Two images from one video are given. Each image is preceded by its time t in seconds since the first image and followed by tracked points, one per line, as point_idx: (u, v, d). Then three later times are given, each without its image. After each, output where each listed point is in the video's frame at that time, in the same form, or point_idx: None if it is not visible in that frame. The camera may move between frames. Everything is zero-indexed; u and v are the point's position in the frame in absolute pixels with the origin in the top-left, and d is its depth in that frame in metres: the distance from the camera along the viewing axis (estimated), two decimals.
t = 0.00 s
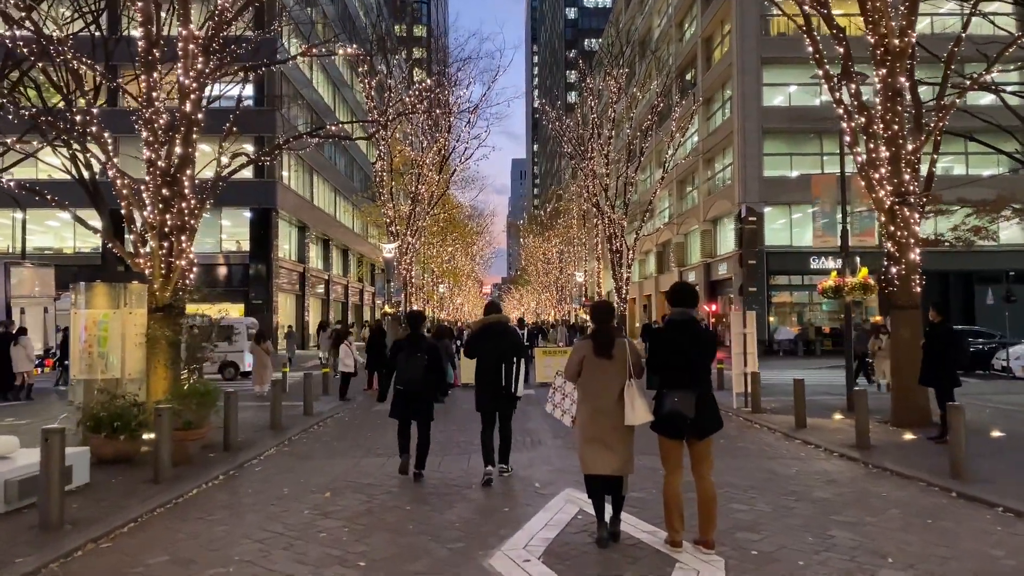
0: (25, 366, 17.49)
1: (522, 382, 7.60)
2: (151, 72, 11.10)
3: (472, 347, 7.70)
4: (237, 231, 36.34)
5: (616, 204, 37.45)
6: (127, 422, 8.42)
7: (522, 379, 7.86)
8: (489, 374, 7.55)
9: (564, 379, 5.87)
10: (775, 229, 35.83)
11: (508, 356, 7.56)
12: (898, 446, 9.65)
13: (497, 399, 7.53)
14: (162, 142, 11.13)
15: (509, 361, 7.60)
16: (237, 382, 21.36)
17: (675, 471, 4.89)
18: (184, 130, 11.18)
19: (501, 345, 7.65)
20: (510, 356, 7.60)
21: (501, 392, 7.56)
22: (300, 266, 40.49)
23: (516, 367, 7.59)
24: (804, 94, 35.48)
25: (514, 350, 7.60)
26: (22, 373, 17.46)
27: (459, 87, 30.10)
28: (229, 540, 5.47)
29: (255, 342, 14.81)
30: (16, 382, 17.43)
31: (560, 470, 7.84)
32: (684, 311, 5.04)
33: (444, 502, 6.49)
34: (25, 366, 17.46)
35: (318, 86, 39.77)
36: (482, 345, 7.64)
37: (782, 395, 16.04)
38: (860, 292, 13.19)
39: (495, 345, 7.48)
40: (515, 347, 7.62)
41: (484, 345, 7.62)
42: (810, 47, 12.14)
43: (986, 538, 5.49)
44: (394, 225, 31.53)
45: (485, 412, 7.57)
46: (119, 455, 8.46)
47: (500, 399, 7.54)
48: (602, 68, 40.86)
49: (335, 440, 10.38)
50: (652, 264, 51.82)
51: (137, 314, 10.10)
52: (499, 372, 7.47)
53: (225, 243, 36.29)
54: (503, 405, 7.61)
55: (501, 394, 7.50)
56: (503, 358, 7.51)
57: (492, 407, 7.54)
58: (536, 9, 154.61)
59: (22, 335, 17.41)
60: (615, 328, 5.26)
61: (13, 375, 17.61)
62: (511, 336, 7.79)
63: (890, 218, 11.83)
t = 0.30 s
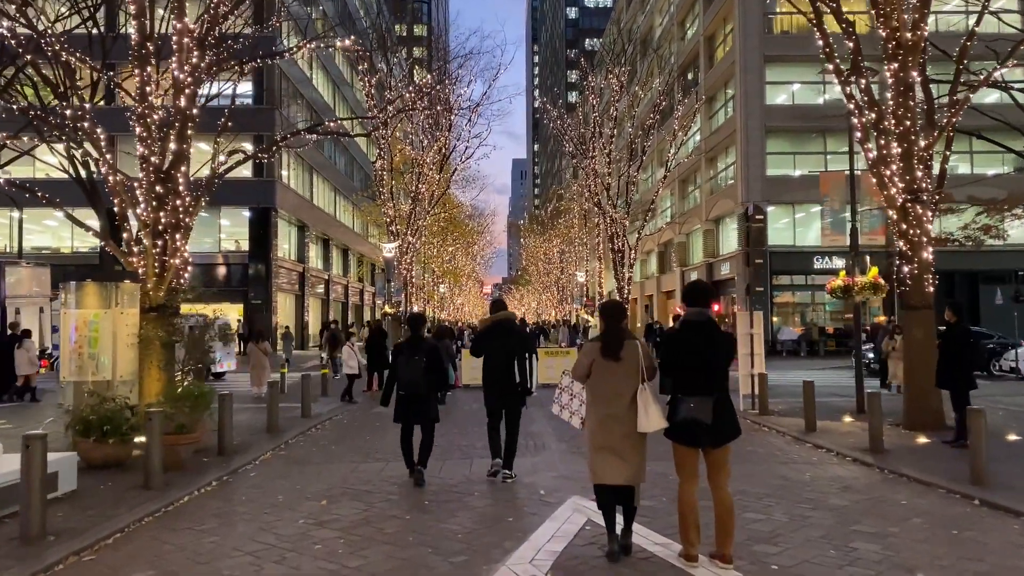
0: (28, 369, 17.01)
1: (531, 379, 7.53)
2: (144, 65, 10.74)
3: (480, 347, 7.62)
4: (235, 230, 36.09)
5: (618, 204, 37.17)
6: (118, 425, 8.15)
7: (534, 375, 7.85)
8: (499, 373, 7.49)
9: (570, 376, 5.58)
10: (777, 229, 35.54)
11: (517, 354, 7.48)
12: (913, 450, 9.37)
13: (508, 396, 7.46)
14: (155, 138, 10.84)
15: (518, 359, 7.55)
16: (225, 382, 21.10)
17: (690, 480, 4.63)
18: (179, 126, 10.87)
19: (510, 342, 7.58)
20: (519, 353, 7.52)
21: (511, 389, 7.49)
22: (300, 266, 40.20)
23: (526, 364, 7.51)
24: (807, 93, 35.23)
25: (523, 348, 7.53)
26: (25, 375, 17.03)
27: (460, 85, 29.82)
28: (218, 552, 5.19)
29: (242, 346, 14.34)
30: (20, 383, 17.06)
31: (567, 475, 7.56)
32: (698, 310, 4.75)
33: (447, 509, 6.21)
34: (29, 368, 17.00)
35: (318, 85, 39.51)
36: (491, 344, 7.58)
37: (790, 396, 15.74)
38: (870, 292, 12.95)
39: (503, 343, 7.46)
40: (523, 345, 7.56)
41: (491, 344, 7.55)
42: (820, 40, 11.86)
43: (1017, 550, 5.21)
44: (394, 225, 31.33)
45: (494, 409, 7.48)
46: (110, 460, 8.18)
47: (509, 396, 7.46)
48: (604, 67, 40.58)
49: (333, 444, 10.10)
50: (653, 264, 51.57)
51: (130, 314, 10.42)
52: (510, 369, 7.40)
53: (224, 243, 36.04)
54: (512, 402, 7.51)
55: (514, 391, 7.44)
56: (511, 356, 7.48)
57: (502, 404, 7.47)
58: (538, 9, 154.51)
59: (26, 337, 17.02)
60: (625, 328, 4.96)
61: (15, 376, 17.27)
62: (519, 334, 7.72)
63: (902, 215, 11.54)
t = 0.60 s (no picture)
0: (31, 368, 16.71)
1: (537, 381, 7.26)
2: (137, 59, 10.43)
3: (484, 350, 7.42)
4: (235, 230, 35.81)
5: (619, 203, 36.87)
6: (108, 429, 7.87)
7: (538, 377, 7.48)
8: (503, 375, 7.24)
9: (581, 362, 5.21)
10: (781, 229, 35.25)
11: (521, 357, 7.24)
12: (929, 455, 9.09)
13: (513, 399, 7.19)
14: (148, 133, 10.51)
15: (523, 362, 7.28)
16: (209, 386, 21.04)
17: (709, 489, 4.35)
18: (174, 121, 10.61)
19: (514, 345, 7.36)
20: (525, 355, 7.27)
21: (515, 391, 7.22)
22: (299, 265, 39.93)
23: (531, 367, 7.24)
24: (811, 91, 34.97)
25: (528, 350, 7.27)
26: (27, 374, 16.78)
27: (461, 82, 29.54)
28: (208, 565, 4.91)
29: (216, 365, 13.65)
30: (19, 383, 16.75)
31: (573, 481, 7.28)
32: (718, 308, 4.47)
33: (449, 518, 5.93)
34: (32, 367, 16.68)
35: (318, 83, 39.24)
36: (494, 348, 7.37)
37: (797, 398, 15.46)
38: (882, 291, 12.72)
39: (506, 347, 7.26)
40: (528, 348, 7.30)
41: (495, 348, 7.36)
42: (832, 33, 11.57)
43: None
44: (394, 224, 31.07)
45: (501, 413, 7.20)
46: (100, 464, 7.90)
47: (514, 399, 7.19)
48: (606, 65, 40.30)
49: (331, 448, 9.81)
50: (655, 263, 51.29)
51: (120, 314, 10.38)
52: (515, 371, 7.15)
53: (223, 242, 35.76)
54: (518, 406, 7.22)
55: (521, 394, 7.16)
56: (516, 358, 7.25)
57: (507, 407, 7.19)
58: (539, 9, 154.29)
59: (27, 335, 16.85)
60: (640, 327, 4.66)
61: (16, 376, 16.94)
62: (523, 338, 7.50)
63: (915, 213, 11.24)
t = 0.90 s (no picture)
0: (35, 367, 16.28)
1: (536, 382, 7.14)
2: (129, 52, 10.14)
3: (483, 350, 7.23)
4: (233, 229, 35.50)
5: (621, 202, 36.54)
6: (95, 433, 7.59)
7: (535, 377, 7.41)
8: (501, 375, 7.08)
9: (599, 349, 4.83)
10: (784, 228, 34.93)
11: (519, 356, 7.11)
12: (945, 460, 8.81)
13: (513, 400, 7.05)
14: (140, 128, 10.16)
15: (520, 361, 7.17)
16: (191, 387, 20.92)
17: (727, 501, 4.07)
18: (166, 115, 10.27)
19: (514, 344, 7.21)
20: (523, 355, 7.15)
21: (514, 392, 7.10)
22: (299, 265, 39.63)
23: (529, 367, 7.17)
24: (814, 90, 34.66)
25: (528, 349, 7.16)
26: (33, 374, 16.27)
27: (461, 80, 29.24)
28: None
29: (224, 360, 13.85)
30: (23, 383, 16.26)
31: (579, 488, 7.00)
32: (736, 309, 4.17)
33: (449, 529, 5.65)
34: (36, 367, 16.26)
35: (317, 81, 38.94)
36: (493, 347, 7.18)
37: (805, 400, 15.15)
38: (892, 290, 12.43)
39: (504, 346, 7.10)
40: (527, 346, 7.18)
41: (494, 348, 7.18)
42: (842, 26, 11.25)
43: None
44: (394, 224, 30.78)
45: (501, 415, 7.05)
46: (88, 470, 7.62)
47: (515, 399, 7.05)
48: (608, 63, 39.98)
49: (327, 453, 9.51)
50: (657, 263, 50.98)
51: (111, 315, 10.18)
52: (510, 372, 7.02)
53: (222, 242, 35.46)
54: (522, 406, 7.13)
55: (518, 394, 7.06)
56: (514, 358, 7.11)
57: (508, 409, 7.03)
58: (539, 8, 153.96)
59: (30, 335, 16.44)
60: (654, 328, 4.35)
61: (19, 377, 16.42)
62: (523, 336, 7.33)
63: (928, 211, 10.94)
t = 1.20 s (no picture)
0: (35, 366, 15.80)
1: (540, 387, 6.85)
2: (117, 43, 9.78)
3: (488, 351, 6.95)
4: (232, 229, 35.14)
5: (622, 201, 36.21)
6: (77, 438, 7.27)
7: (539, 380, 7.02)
8: (503, 378, 6.81)
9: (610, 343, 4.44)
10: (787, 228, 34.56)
11: (523, 361, 6.78)
12: (962, 465, 8.49)
13: (515, 404, 6.81)
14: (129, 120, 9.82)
15: (524, 366, 6.86)
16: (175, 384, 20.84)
17: (746, 516, 3.76)
18: (156, 108, 9.94)
19: (519, 348, 6.92)
20: (528, 359, 6.85)
21: (516, 396, 6.84)
22: (298, 264, 39.31)
23: (533, 372, 6.83)
24: (818, 88, 34.34)
25: (533, 353, 6.87)
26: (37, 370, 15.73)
27: (461, 77, 28.90)
28: None
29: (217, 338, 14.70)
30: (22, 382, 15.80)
31: (584, 497, 6.68)
32: (755, 309, 3.87)
33: (446, 542, 5.33)
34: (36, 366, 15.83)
35: (315, 79, 38.64)
36: (498, 350, 6.88)
37: (812, 402, 14.82)
38: (903, 290, 12.10)
39: (508, 351, 6.73)
40: (533, 350, 6.88)
41: (498, 351, 6.86)
42: (853, 17, 10.88)
43: None
44: (394, 223, 30.43)
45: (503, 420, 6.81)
46: (70, 476, 7.29)
47: (517, 403, 6.77)
48: (610, 61, 39.63)
49: (321, 457, 9.18)
50: (659, 263, 50.64)
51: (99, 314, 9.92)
52: (513, 377, 6.74)
53: (220, 241, 35.12)
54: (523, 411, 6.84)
55: (520, 398, 6.76)
56: (518, 363, 6.78)
57: (510, 414, 6.77)
58: (540, 7, 153.73)
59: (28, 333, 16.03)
60: (667, 328, 4.02)
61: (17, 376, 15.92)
62: (528, 340, 7.04)
63: (941, 208, 10.61)
